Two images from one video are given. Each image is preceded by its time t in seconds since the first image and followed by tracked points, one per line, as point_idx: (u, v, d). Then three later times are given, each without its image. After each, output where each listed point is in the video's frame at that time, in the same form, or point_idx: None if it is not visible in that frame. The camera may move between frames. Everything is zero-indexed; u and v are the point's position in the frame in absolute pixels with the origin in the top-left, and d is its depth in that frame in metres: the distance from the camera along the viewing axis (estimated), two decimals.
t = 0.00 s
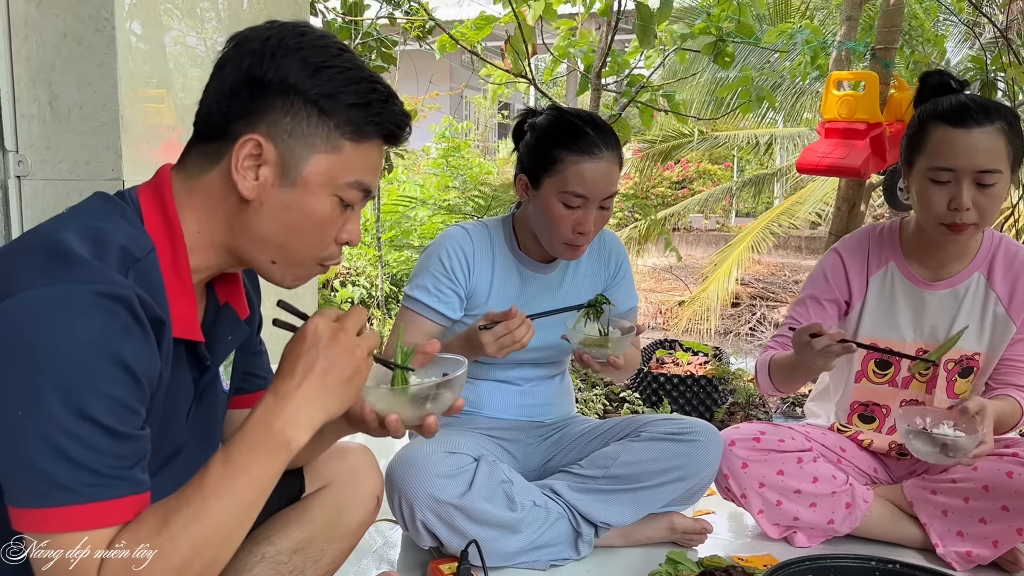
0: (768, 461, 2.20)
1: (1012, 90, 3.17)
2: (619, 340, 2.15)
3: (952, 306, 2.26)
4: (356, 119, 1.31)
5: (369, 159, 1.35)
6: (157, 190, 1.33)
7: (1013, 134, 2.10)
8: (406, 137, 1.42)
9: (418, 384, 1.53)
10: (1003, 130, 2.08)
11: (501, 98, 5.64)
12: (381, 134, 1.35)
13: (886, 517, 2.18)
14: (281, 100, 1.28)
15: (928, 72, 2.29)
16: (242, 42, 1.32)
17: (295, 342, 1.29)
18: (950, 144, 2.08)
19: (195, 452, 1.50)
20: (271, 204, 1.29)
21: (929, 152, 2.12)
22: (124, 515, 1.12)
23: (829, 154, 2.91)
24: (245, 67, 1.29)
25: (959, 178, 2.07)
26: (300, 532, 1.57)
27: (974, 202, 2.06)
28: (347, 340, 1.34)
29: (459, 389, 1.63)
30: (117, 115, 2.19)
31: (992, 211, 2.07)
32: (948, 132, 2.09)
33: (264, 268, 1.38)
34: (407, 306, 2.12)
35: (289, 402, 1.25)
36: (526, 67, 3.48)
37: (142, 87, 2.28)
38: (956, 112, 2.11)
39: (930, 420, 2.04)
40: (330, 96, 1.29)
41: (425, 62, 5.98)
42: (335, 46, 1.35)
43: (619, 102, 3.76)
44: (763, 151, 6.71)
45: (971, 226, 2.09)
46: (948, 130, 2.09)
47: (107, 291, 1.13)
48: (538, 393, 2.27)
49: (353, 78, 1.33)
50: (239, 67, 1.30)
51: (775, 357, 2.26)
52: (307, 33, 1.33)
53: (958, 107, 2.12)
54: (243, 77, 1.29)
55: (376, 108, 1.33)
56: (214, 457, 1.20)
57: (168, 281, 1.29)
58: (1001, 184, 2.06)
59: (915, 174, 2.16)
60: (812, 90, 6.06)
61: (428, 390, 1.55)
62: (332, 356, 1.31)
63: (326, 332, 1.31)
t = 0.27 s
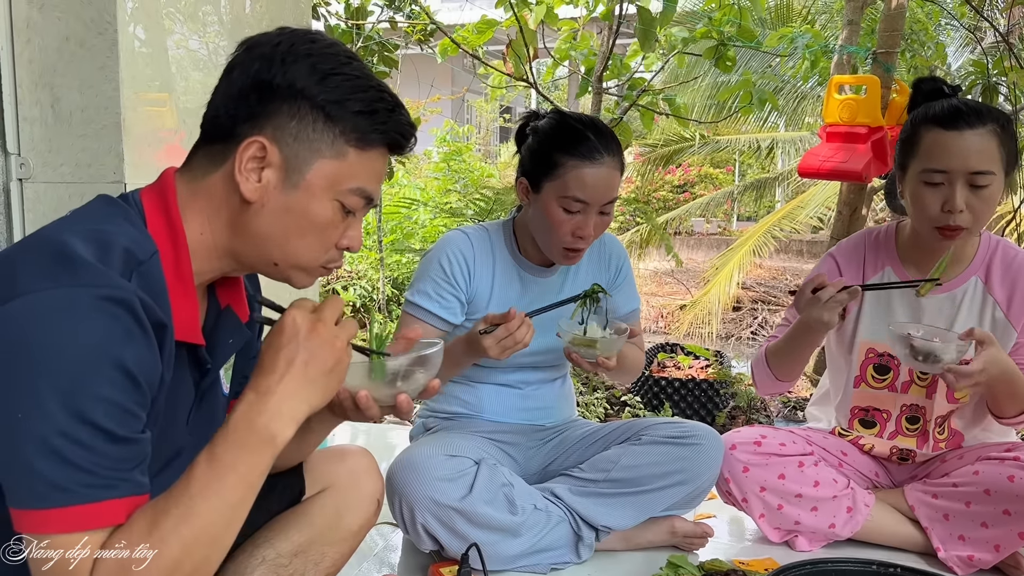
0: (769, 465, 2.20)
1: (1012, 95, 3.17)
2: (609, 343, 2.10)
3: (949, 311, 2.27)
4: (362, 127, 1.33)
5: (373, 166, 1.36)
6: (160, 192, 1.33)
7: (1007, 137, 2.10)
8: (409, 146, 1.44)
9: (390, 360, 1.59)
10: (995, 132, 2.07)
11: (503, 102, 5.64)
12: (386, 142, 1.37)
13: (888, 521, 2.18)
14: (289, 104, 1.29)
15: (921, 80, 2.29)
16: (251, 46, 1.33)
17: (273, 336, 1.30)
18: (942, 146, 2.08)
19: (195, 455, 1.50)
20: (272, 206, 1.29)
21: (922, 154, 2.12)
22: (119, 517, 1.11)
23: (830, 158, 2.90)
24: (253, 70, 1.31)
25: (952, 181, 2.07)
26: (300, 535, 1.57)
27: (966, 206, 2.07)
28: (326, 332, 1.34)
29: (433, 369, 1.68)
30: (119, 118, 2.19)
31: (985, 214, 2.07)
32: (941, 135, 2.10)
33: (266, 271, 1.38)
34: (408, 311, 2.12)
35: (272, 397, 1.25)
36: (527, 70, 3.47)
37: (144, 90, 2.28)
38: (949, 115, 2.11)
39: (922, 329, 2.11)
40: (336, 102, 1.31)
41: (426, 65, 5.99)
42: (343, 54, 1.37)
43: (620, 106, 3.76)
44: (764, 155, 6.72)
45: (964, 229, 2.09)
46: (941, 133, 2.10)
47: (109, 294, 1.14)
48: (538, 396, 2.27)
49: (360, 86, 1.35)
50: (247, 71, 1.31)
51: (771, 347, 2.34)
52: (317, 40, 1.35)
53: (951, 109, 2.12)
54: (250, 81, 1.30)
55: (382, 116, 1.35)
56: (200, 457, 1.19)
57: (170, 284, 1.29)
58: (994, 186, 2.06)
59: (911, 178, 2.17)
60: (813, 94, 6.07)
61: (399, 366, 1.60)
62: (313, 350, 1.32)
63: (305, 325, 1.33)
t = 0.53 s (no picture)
0: (770, 468, 2.20)
1: (1012, 98, 3.18)
2: (596, 310, 2.05)
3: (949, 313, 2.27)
4: (367, 138, 1.33)
5: (378, 177, 1.37)
6: (163, 198, 1.34)
7: (1001, 141, 2.10)
8: (416, 159, 1.45)
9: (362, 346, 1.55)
10: (989, 136, 2.08)
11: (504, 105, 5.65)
12: (392, 154, 1.38)
13: (890, 525, 2.17)
14: (294, 114, 1.31)
15: (918, 83, 2.30)
16: (262, 54, 1.36)
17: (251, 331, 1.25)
18: (936, 151, 2.09)
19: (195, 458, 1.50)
20: (275, 215, 1.30)
21: (918, 158, 2.12)
22: (114, 519, 1.12)
23: (830, 161, 2.91)
24: (262, 78, 1.32)
25: (947, 185, 2.07)
26: (300, 538, 1.57)
27: (961, 210, 2.07)
28: (308, 324, 1.29)
29: (409, 356, 1.64)
30: (120, 121, 2.19)
31: (979, 219, 2.08)
32: (935, 139, 2.10)
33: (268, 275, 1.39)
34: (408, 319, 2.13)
35: (255, 392, 1.21)
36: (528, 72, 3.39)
37: (145, 93, 2.28)
38: (943, 119, 2.11)
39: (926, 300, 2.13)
40: (342, 114, 1.32)
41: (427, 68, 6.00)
42: (353, 65, 1.38)
43: (620, 109, 3.76)
44: (765, 158, 6.72)
45: (958, 235, 2.10)
46: (935, 138, 2.10)
47: (108, 298, 1.14)
48: (539, 400, 2.27)
49: (367, 97, 1.36)
50: (256, 79, 1.33)
51: (772, 347, 2.35)
52: (327, 50, 1.37)
53: (946, 114, 2.12)
54: (258, 89, 1.32)
55: (387, 129, 1.36)
56: (186, 456, 1.17)
57: (171, 289, 1.29)
58: (988, 191, 2.06)
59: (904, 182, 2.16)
60: (813, 98, 6.08)
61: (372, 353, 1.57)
62: (293, 343, 1.27)
63: (283, 316, 1.28)
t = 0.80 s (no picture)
0: (771, 469, 2.20)
1: (1013, 99, 3.18)
2: (589, 313, 2.06)
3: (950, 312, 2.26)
4: (374, 155, 1.33)
5: (383, 196, 1.35)
6: (165, 203, 1.33)
7: (999, 145, 2.10)
8: (423, 178, 1.44)
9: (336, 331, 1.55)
10: (987, 142, 2.08)
11: (504, 108, 5.65)
12: (399, 173, 1.36)
13: (892, 527, 2.17)
14: (302, 128, 1.30)
15: (918, 82, 2.30)
16: (277, 66, 1.36)
17: (231, 325, 1.24)
18: (934, 156, 2.09)
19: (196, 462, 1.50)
20: (277, 228, 1.29)
21: (914, 163, 2.12)
22: (109, 520, 1.11)
23: (831, 163, 2.91)
24: (273, 90, 1.33)
25: (943, 191, 2.07)
26: (301, 540, 1.57)
27: (958, 215, 2.07)
28: (295, 318, 1.28)
29: (385, 342, 1.64)
30: (122, 123, 2.20)
31: (977, 224, 2.08)
32: (931, 144, 2.10)
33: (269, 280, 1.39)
34: (410, 327, 2.13)
35: (242, 386, 1.21)
36: (528, 74, 3.44)
37: (146, 95, 2.29)
38: (941, 123, 2.11)
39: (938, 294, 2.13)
40: (350, 130, 1.32)
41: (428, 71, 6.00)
42: (366, 81, 1.37)
43: (620, 110, 3.76)
44: (766, 160, 6.73)
45: (955, 238, 2.10)
46: (931, 143, 2.10)
47: (104, 301, 1.14)
48: (541, 402, 2.27)
49: (377, 115, 1.35)
50: (267, 91, 1.33)
51: (778, 344, 2.35)
52: (340, 66, 1.36)
53: (943, 120, 2.12)
54: (268, 101, 1.32)
55: (395, 147, 1.35)
56: (175, 455, 1.17)
57: (171, 293, 1.28)
58: (986, 196, 2.06)
59: (902, 187, 2.17)
60: (814, 99, 6.08)
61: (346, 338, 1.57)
62: (276, 335, 1.26)
63: (264, 308, 1.25)
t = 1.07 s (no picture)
0: (772, 470, 2.19)
1: (1015, 100, 3.18)
2: (585, 314, 2.06)
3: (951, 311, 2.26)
4: (377, 174, 1.31)
5: (383, 215, 1.33)
6: (166, 206, 1.33)
7: (999, 145, 2.09)
8: (426, 203, 1.42)
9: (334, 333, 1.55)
10: (987, 141, 2.07)
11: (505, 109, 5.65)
12: (401, 194, 1.34)
13: (893, 528, 2.16)
14: (308, 140, 1.30)
15: (918, 82, 2.30)
16: (295, 76, 1.37)
17: (236, 329, 1.23)
18: (934, 156, 2.08)
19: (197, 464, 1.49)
20: (273, 233, 1.28)
21: (914, 164, 2.12)
22: (109, 524, 1.11)
23: (832, 163, 2.90)
24: (286, 99, 1.34)
25: (943, 190, 2.06)
26: (300, 542, 1.57)
27: (958, 215, 2.06)
28: (299, 323, 1.27)
29: (386, 341, 1.64)
30: (121, 124, 2.20)
31: (978, 223, 2.07)
32: (930, 144, 2.10)
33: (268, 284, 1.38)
34: (412, 331, 2.12)
35: (247, 392, 1.21)
36: (528, 75, 3.44)
37: (146, 96, 2.29)
38: (940, 123, 2.11)
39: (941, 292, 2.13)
40: (357, 147, 1.31)
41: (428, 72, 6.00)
42: (380, 100, 1.37)
43: (621, 111, 3.75)
44: (766, 161, 6.72)
45: (956, 237, 2.09)
46: (931, 143, 2.10)
47: (104, 303, 1.13)
48: (541, 404, 2.26)
49: (386, 133, 1.34)
50: (280, 99, 1.34)
51: (778, 345, 2.34)
52: (356, 82, 1.37)
53: (942, 120, 2.11)
54: (279, 109, 1.33)
55: (399, 167, 1.33)
56: (179, 458, 1.16)
57: (172, 296, 1.28)
58: (986, 196, 2.05)
59: (902, 188, 2.16)
60: (815, 100, 6.08)
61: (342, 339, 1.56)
62: (281, 341, 1.25)
63: (269, 315, 1.25)
